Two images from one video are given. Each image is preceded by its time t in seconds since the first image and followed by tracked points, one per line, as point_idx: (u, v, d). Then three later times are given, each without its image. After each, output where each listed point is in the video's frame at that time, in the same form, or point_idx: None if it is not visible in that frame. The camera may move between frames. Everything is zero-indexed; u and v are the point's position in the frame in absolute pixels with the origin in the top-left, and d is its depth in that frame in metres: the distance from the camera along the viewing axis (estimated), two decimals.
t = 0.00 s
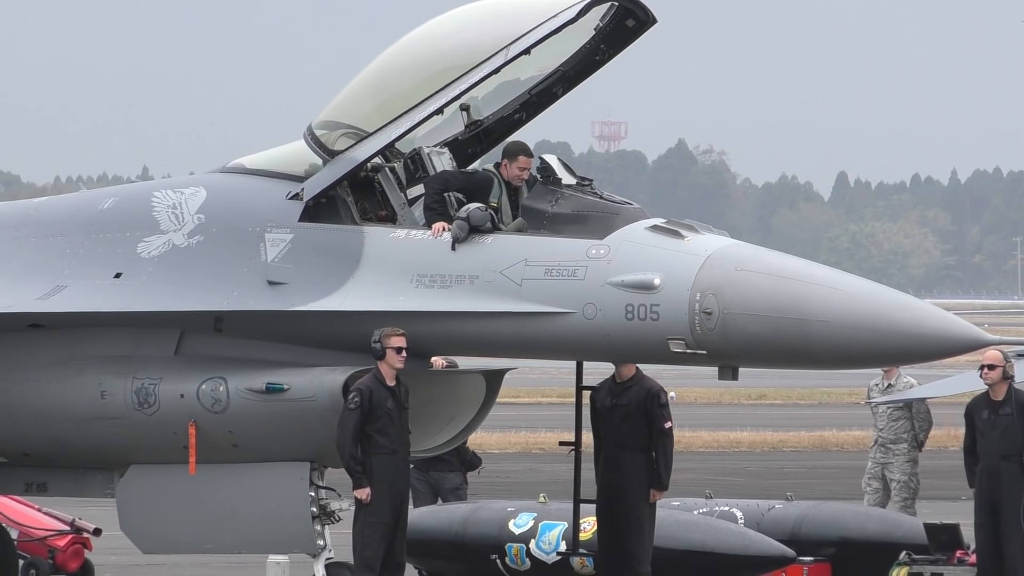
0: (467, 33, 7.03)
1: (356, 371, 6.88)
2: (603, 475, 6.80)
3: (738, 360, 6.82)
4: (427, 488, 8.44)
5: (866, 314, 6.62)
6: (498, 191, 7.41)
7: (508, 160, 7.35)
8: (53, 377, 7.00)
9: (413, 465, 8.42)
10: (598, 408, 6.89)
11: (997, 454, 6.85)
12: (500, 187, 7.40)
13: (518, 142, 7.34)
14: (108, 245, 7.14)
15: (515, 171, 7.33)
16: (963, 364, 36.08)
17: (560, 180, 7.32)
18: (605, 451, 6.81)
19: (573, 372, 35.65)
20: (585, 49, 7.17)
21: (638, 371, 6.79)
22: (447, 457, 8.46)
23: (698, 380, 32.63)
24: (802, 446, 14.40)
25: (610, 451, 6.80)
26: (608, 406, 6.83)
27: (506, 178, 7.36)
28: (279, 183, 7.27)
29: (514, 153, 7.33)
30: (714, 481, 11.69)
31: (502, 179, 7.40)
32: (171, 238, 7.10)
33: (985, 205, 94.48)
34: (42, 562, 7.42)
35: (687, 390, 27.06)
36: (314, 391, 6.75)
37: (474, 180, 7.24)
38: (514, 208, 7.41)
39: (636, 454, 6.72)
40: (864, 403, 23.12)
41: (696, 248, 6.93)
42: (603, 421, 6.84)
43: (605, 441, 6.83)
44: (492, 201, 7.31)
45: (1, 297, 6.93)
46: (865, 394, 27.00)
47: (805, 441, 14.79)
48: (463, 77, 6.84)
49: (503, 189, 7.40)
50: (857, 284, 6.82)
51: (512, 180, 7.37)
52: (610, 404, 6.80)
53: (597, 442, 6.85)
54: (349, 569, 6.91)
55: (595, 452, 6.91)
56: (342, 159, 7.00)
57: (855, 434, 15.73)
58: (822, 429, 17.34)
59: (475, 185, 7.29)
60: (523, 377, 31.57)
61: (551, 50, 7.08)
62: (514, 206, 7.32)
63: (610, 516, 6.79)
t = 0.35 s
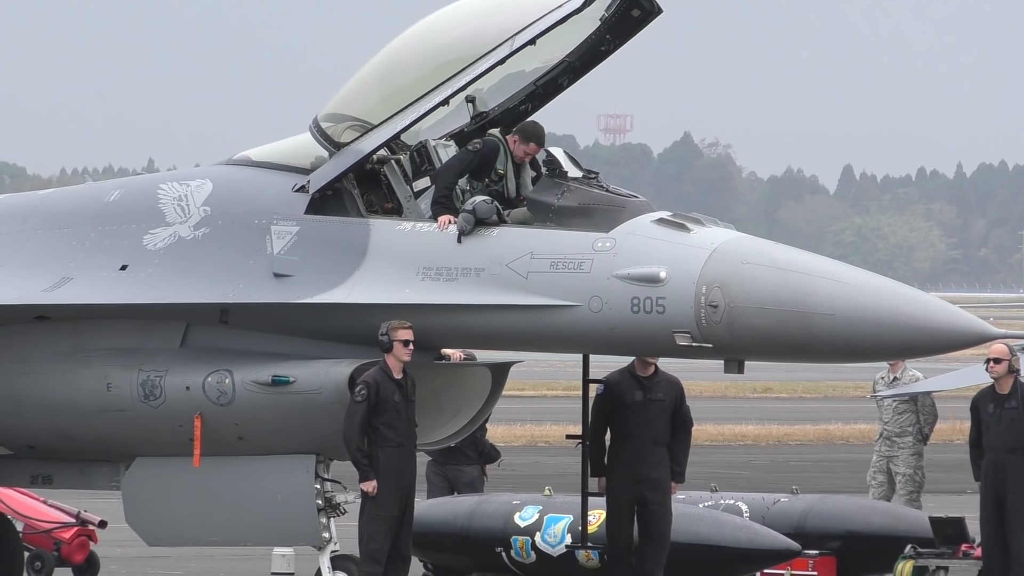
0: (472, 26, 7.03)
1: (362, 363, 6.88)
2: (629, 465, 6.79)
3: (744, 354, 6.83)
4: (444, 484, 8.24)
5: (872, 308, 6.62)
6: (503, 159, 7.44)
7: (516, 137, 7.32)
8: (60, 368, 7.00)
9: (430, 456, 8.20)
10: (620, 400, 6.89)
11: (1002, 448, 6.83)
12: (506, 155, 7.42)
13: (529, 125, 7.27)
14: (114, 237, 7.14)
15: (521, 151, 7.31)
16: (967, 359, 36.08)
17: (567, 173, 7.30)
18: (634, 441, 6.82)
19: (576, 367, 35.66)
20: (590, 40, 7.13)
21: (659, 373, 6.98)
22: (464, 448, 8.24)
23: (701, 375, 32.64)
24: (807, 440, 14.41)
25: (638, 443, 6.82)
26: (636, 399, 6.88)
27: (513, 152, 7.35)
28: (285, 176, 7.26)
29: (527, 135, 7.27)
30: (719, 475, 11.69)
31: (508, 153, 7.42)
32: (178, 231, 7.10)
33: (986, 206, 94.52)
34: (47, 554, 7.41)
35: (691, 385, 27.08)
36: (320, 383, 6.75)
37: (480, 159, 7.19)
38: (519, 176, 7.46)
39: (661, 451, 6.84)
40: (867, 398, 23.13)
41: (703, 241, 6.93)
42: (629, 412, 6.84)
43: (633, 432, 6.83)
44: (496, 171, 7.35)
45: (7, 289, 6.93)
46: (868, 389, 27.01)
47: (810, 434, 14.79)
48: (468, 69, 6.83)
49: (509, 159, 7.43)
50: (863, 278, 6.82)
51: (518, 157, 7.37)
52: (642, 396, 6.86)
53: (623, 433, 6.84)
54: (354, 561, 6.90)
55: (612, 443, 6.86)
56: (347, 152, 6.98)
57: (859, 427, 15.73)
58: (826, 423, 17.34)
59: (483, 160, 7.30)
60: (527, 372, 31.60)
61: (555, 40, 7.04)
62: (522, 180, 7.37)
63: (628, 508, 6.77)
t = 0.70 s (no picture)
0: (472, 25, 7.03)
1: (362, 363, 6.89)
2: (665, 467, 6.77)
3: (744, 354, 6.83)
4: (453, 484, 8.08)
5: (872, 308, 6.62)
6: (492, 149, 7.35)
7: (508, 128, 7.23)
8: (60, 367, 6.99)
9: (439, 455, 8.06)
10: (653, 399, 6.83)
11: (1003, 448, 6.83)
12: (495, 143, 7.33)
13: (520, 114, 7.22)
14: (114, 236, 7.13)
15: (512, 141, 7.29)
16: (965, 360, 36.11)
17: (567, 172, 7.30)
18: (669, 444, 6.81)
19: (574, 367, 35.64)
20: (590, 40, 7.13)
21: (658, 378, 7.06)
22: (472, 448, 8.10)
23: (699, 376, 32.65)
24: (806, 439, 14.41)
25: (669, 446, 6.83)
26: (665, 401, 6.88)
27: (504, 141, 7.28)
28: (285, 175, 7.25)
29: (520, 124, 7.25)
30: (718, 474, 11.69)
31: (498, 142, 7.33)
32: (178, 229, 7.09)
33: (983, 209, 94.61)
34: (47, 553, 7.42)
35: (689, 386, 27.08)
36: (320, 382, 6.76)
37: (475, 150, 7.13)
38: (508, 166, 7.38)
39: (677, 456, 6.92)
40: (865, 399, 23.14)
41: (703, 241, 6.93)
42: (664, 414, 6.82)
43: (666, 434, 6.82)
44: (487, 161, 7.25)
45: (7, 287, 6.92)
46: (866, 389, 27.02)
47: (809, 434, 14.80)
48: (468, 68, 6.83)
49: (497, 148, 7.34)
50: (863, 278, 6.82)
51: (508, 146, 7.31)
52: (672, 399, 6.89)
53: (658, 434, 6.80)
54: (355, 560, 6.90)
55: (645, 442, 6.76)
56: (347, 151, 6.98)
57: (858, 427, 15.74)
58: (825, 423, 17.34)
59: (474, 151, 7.21)
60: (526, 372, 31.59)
61: (556, 40, 7.05)
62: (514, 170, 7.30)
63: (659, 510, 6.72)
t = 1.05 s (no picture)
0: (474, 23, 7.02)
1: (363, 361, 6.89)
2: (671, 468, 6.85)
3: (745, 353, 6.84)
4: (457, 484, 8.04)
5: (872, 308, 6.63)
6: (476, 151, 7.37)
7: (491, 123, 7.27)
8: (61, 365, 6.99)
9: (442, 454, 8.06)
10: (657, 401, 6.92)
11: (1004, 448, 6.83)
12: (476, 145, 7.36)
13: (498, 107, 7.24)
14: (116, 234, 7.13)
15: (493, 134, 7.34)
16: (968, 361, 36.14)
17: (569, 171, 7.28)
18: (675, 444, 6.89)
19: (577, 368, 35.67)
20: (592, 39, 7.12)
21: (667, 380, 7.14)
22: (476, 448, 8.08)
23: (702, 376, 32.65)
24: (808, 439, 14.41)
25: (676, 446, 6.90)
26: (671, 402, 6.97)
27: (487, 140, 7.31)
28: (286, 173, 7.25)
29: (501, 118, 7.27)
30: (720, 474, 11.68)
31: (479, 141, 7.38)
32: (179, 228, 7.09)
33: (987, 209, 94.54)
34: (48, 551, 7.42)
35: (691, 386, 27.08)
36: (321, 381, 6.77)
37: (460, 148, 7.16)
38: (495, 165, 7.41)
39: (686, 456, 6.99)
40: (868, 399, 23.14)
41: (705, 240, 6.93)
42: (669, 414, 6.89)
43: (672, 435, 6.91)
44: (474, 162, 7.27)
45: (8, 286, 6.92)
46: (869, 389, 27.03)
47: (811, 434, 14.79)
48: (470, 67, 6.83)
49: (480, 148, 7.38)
50: (864, 277, 6.82)
51: (493, 142, 7.34)
52: (678, 400, 6.97)
53: (664, 435, 6.88)
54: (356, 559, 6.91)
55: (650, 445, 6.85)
56: (349, 150, 6.98)
57: (861, 427, 15.73)
58: (828, 423, 17.33)
59: (458, 153, 7.25)
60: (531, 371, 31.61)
61: (558, 39, 7.04)
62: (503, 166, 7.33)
63: (669, 510, 6.80)
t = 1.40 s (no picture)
0: (494, 27, 7.03)
1: (385, 366, 6.89)
2: (694, 472, 6.84)
3: (766, 357, 6.84)
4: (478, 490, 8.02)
5: (892, 312, 6.62)
6: (496, 157, 7.32)
7: (510, 129, 7.21)
8: (82, 371, 6.99)
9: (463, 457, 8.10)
10: (681, 405, 6.91)
11: None
12: (497, 152, 7.30)
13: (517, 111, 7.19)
14: (136, 239, 7.14)
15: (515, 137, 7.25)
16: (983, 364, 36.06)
17: (589, 176, 7.28)
18: (699, 449, 6.88)
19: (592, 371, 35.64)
20: (613, 43, 7.11)
21: (690, 384, 7.13)
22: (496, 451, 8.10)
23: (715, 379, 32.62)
24: (830, 443, 14.38)
25: (700, 451, 6.90)
26: (694, 405, 6.95)
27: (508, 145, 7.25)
28: (307, 178, 7.25)
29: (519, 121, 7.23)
30: (741, 478, 11.66)
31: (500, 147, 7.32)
32: (200, 233, 7.09)
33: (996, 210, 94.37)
34: (69, 556, 7.43)
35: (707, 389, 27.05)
36: (342, 386, 6.77)
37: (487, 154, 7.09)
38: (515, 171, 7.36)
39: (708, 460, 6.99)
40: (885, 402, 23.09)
41: (725, 244, 6.93)
42: (693, 419, 6.88)
43: (695, 439, 6.90)
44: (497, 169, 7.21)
45: (30, 291, 6.93)
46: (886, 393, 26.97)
47: (833, 438, 14.77)
48: (491, 71, 6.83)
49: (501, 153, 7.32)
50: (884, 281, 6.81)
51: (513, 147, 7.29)
52: (701, 404, 6.95)
53: (687, 440, 6.87)
54: (377, 563, 6.91)
55: (674, 449, 6.85)
56: (370, 154, 6.98)
57: (882, 432, 15.68)
58: (846, 427, 17.28)
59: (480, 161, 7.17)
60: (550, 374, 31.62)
61: (578, 44, 7.03)
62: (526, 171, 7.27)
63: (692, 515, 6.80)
